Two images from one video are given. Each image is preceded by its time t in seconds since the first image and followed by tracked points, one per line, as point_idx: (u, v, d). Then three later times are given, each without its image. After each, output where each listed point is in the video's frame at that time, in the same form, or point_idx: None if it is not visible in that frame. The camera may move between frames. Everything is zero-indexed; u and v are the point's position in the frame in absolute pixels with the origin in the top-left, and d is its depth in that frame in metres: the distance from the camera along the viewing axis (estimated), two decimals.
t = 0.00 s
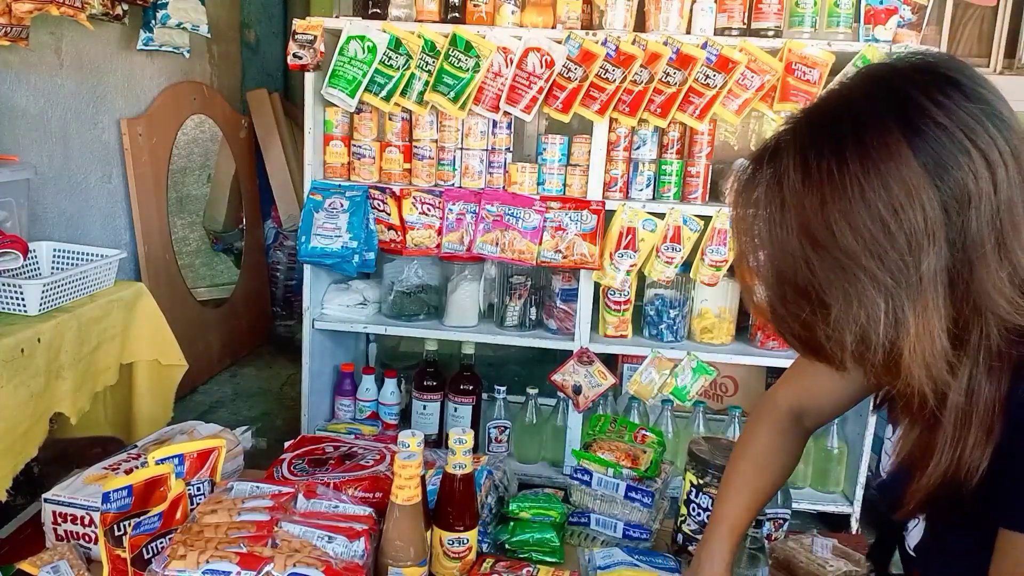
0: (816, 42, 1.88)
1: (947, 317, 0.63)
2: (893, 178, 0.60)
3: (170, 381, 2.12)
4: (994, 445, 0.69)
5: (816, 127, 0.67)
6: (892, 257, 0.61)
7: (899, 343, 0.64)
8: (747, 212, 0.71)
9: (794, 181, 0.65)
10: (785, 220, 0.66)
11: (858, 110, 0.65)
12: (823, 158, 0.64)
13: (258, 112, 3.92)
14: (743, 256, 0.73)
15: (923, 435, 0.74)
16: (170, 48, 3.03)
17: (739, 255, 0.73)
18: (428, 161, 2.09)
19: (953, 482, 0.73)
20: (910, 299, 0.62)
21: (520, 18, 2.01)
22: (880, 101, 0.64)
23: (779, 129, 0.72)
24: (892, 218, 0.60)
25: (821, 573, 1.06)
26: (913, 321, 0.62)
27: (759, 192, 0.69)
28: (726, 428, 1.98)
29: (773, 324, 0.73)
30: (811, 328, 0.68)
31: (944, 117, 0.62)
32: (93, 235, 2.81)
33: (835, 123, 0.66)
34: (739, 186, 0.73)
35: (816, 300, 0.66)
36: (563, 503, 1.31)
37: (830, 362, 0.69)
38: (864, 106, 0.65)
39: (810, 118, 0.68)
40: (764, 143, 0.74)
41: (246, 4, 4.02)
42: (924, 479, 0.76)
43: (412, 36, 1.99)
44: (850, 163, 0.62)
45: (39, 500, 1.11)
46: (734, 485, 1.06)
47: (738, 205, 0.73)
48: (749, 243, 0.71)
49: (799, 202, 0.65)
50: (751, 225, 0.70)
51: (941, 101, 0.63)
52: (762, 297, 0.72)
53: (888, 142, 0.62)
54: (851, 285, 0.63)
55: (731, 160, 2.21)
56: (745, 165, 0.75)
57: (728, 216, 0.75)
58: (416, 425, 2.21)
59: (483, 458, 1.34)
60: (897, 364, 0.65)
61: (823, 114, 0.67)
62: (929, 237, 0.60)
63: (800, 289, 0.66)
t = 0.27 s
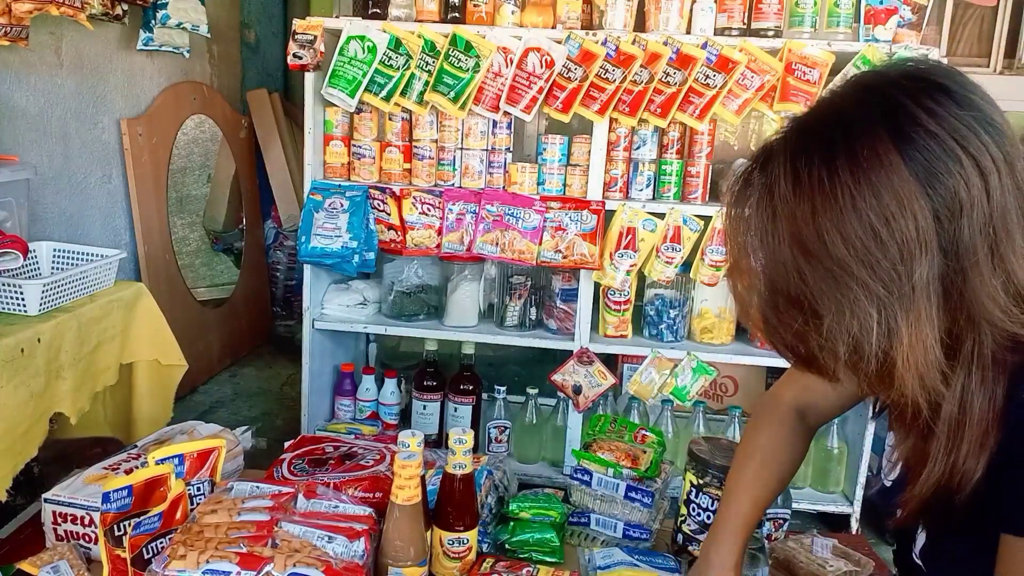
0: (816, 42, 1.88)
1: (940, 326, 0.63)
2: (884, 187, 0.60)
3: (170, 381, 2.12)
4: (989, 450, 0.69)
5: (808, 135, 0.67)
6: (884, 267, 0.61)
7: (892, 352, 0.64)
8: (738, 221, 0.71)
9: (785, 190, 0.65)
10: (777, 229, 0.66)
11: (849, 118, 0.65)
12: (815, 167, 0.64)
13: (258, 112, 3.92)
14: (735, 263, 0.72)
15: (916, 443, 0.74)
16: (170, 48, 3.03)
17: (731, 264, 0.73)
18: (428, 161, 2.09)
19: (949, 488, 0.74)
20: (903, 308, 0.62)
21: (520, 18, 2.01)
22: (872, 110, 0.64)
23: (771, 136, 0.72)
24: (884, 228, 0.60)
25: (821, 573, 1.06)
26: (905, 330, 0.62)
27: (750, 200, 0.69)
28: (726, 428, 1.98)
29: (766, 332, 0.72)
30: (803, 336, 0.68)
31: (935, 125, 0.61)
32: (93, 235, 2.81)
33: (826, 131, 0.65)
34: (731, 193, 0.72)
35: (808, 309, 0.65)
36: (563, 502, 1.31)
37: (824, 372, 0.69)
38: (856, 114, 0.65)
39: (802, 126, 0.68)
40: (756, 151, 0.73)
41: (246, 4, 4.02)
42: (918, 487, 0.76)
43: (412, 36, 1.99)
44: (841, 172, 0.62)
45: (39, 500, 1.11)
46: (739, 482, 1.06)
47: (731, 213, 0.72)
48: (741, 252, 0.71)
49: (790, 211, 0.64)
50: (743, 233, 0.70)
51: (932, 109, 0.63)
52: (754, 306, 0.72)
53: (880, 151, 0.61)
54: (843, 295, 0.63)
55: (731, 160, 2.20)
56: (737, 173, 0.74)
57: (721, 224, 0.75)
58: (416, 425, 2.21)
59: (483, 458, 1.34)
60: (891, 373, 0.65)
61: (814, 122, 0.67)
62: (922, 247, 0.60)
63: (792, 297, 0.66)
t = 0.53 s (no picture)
0: (816, 42, 1.88)
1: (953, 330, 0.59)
2: (899, 182, 0.57)
3: (170, 381, 2.12)
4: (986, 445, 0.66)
5: (822, 126, 0.63)
6: (897, 266, 0.57)
7: (903, 355, 0.60)
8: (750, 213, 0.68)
9: (797, 183, 0.62)
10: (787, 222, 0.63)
11: (865, 110, 0.61)
12: (828, 159, 0.60)
13: (258, 112, 3.92)
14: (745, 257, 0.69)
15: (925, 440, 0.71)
16: (170, 47, 3.03)
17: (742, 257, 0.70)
18: (428, 161, 2.09)
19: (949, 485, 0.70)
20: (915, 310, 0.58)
21: (520, 18, 2.01)
22: (890, 101, 0.60)
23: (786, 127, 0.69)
24: (897, 225, 0.57)
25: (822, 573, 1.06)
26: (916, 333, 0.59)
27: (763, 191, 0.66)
28: (726, 428, 1.98)
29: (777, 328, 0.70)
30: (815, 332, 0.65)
31: (956, 119, 0.58)
32: (94, 235, 2.81)
33: (841, 122, 0.62)
34: (745, 185, 0.70)
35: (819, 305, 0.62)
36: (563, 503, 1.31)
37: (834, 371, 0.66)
38: (873, 106, 0.61)
39: (816, 117, 0.65)
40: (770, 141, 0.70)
41: (246, 5, 4.02)
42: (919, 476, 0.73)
43: (412, 36, 1.99)
44: (856, 164, 0.59)
45: (39, 500, 1.11)
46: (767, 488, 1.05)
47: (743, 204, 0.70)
48: (752, 245, 0.68)
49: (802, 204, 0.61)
50: (754, 226, 0.67)
51: (952, 103, 0.59)
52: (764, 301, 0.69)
53: (896, 144, 0.58)
54: (854, 293, 0.59)
55: (731, 160, 2.20)
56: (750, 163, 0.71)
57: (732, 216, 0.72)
58: (416, 425, 2.21)
59: (483, 458, 1.34)
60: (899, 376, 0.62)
61: (830, 112, 0.64)
62: (938, 246, 0.56)
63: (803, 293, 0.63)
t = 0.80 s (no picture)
0: (816, 42, 1.88)
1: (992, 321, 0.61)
2: (942, 167, 0.57)
3: (170, 381, 2.13)
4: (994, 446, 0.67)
5: (856, 107, 0.63)
6: (936, 252, 0.58)
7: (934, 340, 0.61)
8: (771, 193, 0.67)
9: (832, 165, 0.61)
10: (819, 206, 0.62)
11: (904, 90, 0.61)
12: (867, 141, 0.60)
13: (258, 112, 3.92)
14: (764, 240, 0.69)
15: (942, 438, 0.70)
16: (170, 47, 3.02)
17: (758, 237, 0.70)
18: (428, 161, 2.09)
19: (956, 488, 0.70)
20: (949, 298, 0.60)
21: (520, 18, 2.01)
22: (931, 83, 0.60)
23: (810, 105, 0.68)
24: (941, 211, 0.57)
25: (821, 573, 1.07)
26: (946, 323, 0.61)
27: (790, 172, 0.65)
28: (726, 428, 1.98)
29: (794, 310, 0.70)
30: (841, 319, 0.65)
31: (998, 104, 0.58)
32: (93, 235, 2.81)
33: (877, 103, 0.61)
34: (765, 164, 0.69)
35: (847, 292, 0.63)
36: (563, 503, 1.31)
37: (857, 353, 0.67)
38: (914, 86, 0.61)
39: (848, 97, 0.64)
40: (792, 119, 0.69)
41: (246, 5, 4.02)
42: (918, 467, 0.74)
43: (412, 36, 1.99)
44: (899, 148, 0.59)
45: (39, 500, 1.11)
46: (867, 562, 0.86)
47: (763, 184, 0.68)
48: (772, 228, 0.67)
49: (836, 188, 0.61)
50: (776, 208, 0.66)
51: (993, 86, 0.59)
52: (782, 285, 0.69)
53: (941, 128, 0.58)
54: (891, 275, 0.60)
55: (731, 160, 2.20)
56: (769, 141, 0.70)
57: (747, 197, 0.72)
58: (416, 425, 2.21)
59: (483, 458, 1.34)
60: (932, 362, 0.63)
61: (863, 93, 0.63)
62: (979, 235, 0.57)
63: (831, 280, 0.64)
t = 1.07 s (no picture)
0: (816, 42, 1.88)
1: None
2: (990, 172, 0.56)
3: (170, 381, 2.13)
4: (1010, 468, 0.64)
5: (891, 104, 0.61)
6: (979, 262, 0.57)
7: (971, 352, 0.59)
8: (794, 192, 0.64)
9: (870, 165, 0.59)
10: (854, 210, 0.60)
11: (945, 87, 0.59)
12: (910, 141, 0.58)
13: (258, 112, 3.92)
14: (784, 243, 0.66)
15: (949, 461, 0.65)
16: (170, 47, 3.02)
17: (776, 240, 0.66)
18: (428, 161, 2.09)
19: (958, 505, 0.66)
20: (988, 312, 0.58)
21: (520, 18, 2.01)
22: (972, 80, 0.59)
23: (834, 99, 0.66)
24: (987, 218, 0.56)
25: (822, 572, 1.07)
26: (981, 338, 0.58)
27: (818, 170, 0.63)
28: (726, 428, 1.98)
29: (813, 319, 0.67)
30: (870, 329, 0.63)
31: None
32: (94, 235, 2.81)
33: (915, 100, 0.60)
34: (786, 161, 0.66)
35: (880, 302, 0.61)
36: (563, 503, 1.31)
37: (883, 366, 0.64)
38: (954, 84, 0.59)
39: (881, 92, 0.62)
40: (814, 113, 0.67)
41: (246, 5, 4.02)
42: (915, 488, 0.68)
43: (412, 36, 1.99)
44: (945, 149, 0.57)
45: (39, 500, 1.11)
46: None
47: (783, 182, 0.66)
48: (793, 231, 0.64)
49: (876, 191, 0.59)
50: (801, 210, 0.63)
51: None
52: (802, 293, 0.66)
53: (988, 128, 0.56)
54: (932, 282, 0.58)
55: (732, 160, 2.20)
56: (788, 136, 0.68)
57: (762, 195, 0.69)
58: (416, 425, 2.21)
59: (483, 458, 1.34)
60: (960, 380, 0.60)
61: (899, 89, 0.61)
62: None
63: (861, 289, 0.61)
